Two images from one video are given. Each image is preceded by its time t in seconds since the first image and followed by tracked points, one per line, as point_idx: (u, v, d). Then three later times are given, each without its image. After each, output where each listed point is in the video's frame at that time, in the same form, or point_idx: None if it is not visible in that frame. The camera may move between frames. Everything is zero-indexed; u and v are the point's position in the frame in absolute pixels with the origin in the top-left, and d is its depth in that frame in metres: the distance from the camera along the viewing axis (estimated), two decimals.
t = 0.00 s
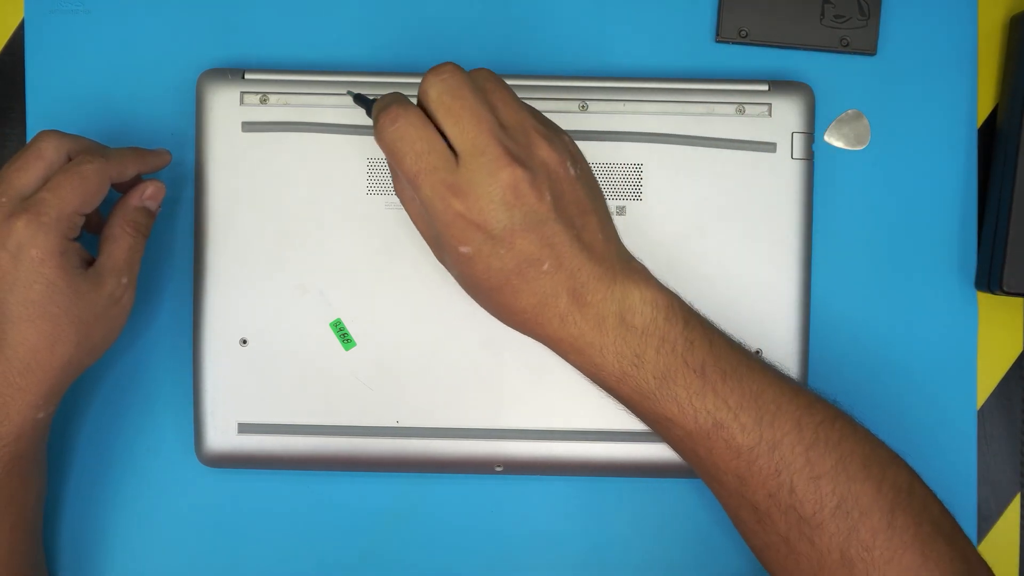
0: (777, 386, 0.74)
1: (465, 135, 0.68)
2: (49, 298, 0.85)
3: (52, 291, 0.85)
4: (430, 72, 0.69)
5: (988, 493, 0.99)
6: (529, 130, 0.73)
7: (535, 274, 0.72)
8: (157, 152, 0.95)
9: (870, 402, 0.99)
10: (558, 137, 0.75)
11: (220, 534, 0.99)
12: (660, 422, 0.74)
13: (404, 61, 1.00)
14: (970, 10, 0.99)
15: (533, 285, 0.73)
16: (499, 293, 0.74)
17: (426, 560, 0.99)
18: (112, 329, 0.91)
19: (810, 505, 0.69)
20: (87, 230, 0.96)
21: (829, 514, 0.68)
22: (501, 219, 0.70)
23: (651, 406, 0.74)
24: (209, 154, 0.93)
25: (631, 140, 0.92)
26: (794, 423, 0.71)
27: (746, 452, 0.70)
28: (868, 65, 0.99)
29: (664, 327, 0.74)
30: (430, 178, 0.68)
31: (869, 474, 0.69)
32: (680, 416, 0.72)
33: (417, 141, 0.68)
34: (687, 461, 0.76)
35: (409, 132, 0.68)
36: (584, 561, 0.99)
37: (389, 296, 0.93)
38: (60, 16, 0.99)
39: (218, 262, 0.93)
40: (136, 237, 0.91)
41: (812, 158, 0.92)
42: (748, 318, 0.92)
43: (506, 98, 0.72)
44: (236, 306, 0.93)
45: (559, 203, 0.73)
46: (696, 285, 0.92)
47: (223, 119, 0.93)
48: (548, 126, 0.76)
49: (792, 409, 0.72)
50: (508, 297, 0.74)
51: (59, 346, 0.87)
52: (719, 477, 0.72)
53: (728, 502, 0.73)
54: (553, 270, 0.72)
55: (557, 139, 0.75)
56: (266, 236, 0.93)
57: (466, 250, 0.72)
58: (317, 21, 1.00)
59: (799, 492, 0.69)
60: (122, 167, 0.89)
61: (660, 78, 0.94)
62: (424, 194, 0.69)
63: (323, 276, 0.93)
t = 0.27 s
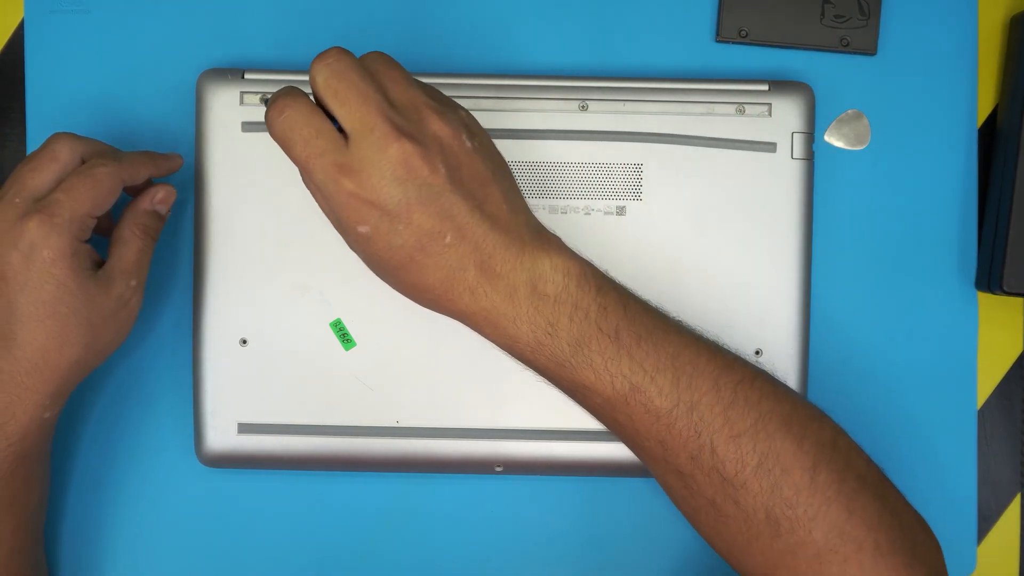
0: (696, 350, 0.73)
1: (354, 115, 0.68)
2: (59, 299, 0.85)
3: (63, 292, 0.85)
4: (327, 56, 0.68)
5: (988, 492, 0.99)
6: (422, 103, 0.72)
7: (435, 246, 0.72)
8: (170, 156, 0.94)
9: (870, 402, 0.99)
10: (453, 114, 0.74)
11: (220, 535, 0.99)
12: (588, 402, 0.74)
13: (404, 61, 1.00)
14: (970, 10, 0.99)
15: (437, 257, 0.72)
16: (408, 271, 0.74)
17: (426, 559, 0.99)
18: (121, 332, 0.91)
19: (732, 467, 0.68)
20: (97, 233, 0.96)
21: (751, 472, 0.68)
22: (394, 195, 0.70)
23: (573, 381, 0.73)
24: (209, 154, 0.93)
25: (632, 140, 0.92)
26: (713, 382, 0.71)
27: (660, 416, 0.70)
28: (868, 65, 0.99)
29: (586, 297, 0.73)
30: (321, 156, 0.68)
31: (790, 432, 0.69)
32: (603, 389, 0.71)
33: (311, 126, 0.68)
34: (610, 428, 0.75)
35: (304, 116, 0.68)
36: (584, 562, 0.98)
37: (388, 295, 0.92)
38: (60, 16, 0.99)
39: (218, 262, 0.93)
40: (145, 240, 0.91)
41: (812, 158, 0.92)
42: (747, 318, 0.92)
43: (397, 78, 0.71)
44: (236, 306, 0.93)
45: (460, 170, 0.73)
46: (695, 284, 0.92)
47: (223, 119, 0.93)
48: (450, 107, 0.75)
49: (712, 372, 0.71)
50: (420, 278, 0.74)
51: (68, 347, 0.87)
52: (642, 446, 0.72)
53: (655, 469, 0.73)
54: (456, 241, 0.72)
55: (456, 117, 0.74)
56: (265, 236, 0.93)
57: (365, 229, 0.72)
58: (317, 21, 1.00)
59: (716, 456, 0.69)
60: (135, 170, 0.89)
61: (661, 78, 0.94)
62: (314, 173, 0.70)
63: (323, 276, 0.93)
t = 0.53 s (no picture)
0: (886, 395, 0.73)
1: (720, 68, 0.64)
2: (48, 304, 0.85)
3: (52, 297, 0.85)
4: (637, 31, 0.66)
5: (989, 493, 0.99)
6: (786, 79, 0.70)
7: (735, 245, 0.65)
8: (160, 156, 0.94)
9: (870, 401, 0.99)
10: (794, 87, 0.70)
11: (220, 535, 0.99)
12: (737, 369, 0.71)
13: (404, 61, 1.00)
14: (970, 10, 0.99)
15: (703, 253, 0.65)
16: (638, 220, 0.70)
17: (426, 559, 0.99)
18: (111, 336, 0.91)
19: (871, 482, 0.71)
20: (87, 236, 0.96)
21: (894, 498, 0.71)
22: (730, 174, 0.64)
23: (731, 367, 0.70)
24: (209, 154, 0.93)
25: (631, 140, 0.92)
26: (910, 434, 0.72)
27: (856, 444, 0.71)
28: (868, 65, 0.99)
29: (846, 342, 0.70)
30: (662, 123, 0.64)
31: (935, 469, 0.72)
32: (792, 395, 0.70)
33: (658, 76, 0.63)
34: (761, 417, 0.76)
35: (638, 73, 0.64)
36: (584, 563, 0.98)
37: (389, 295, 0.93)
38: (60, 16, 0.99)
39: (218, 262, 0.93)
40: (136, 242, 0.91)
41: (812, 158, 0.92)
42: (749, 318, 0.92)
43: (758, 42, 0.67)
44: (237, 306, 0.93)
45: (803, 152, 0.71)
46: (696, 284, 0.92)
47: (223, 119, 0.93)
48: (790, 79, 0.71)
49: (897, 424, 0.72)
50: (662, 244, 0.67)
51: (58, 353, 0.86)
52: (820, 460, 0.72)
53: (791, 461, 0.75)
54: (762, 246, 0.65)
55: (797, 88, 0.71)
56: (266, 236, 0.93)
57: (679, 195, 0.64)
58: (318, 21, 1.00)
59: (864, 471, 0.71)
60: (123, 172, 0.89)
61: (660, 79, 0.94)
62: (659, 144, 0.64)
63: (324, 276, 0.93)
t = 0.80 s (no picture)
0: None
1: (954, 100, 0.72)
2: (64, 306, 0.85)
3: (67, 299, 0.85)
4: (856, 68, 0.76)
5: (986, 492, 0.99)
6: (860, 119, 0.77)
7: (964, 260, 0.70)
8: (172, 161, 0.94)
9: (869, 401, 0.99)
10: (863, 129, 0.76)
11: (222, 535, 0.99)
12: (925, 373, 0.76)
13: (404, 61, 1.00)
14: (970, 10, 1.00)
15: (926, 265, 0.70)
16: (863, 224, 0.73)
17: (426, 559, 0.99)
18: (122, 338, 0.92)
19: (1006, 507, 0.76)
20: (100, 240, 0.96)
21: None
22: (966, 191, 0.69)
23: (930, 369, 0.75)
24: (208, 154, 0.93)
25: (631, 140, 0.92)
26: None
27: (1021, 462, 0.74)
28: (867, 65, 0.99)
29: None
30: (904, 131, 0.69)
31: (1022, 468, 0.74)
32: (970, 403, 0.74)
33: (899, 90, 0.72)
34: (937, 419, 0.80)
35: (879, 88, 0.72)
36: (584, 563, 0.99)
37: (389, 295, 0.93)
38: (61, 16, 0.99)
39: (218, 262, 0.93)
40: (150, 246, 0.91)
41: (811, 158, 0.93)
42: (749, 318, 0.92)
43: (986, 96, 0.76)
44: (237, 306, 0.93)
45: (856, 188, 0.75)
46: (696, 284, 0.92)
47: (223, 119, 0.93)
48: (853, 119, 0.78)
49: None
50: (888, 250, 0.72)
51: (72, 355, 0.87)
52: (979, 466, 0.77)
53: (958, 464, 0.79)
54: (992, 266, 0.70)
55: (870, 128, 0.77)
56: (266, 236, 0.93)
57: (916, 196, 0.69)
58: (318, 21, 1.00)
59: (1008, 480, 0.75)
60: (139, 177, 0.89)
61: (660, 79, 0.94)
62: (892, 148, 0.70)
63: (323, 277, 0.93)
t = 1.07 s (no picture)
0: None
1: (927, 81, 0.73)
2: (61, 298, 0.85)
3: (64, 291, 0.85)
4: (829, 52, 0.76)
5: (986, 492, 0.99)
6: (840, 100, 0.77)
7: (938, 239, 0.71)
8: (169, 156, 0.94)
9: (869, 401, 0.99)
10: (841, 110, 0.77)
11: (222, 535, 0.99)
12: (904, 351, 0.78)
13: (404, 61, 1.00)
14: (970, 11, 0.99)
15: (902, 246, 0.72)
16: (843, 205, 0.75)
17: (425, 559, 0.99)
18: (121, 332, 0.91)
19: (984, 482, 0.78)
20: (97, 236, 0.96)
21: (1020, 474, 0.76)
22: (938, 171, 0.70)
23: (908, 347, 0.77)
24: (208, 154, 0.93)
25: (631, 140, 0.92)
26: None
27: (999, 436, 0.76)
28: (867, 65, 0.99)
29: None
30: (877, 115, 0.70)
31: None
32: (947, 378, 0.76)
33: (871, 73, 0.72)
34: (919, 398, 0.82)
35: (853, 71, 0.73)
36: (584, 563, 0.98)
37: (389, 295, 0.93)
38: (60, 16, 0.99)
39: (217, 261, 0.93)
40: (146, 240, 0.91)
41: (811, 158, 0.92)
42: (749, 318, 0.92)
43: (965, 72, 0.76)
44: (237, 307, 0.93)
45: (833, 172, 0.77)
46: (697, 284, 0.92)
47: (222, 119, 0.93)
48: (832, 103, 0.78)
49: None
50: (864, 233, 0.73)
51: (70, 347, 0.86)
52: (960, 443, 0.79)
53: (938, 439, 0.81)
54: (965, 243, 0.71)
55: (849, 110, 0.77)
56: (265, 236, 0.93)
57: (889, 178, 0.70)
58: (317, 21, 1.00)
59: (987, 456, 0.77)
60: (135, 171, 0.89)
61: (660, 79, 0.94)
62: (868, 131, 0.71)
63: (323, 277, 0.93)
